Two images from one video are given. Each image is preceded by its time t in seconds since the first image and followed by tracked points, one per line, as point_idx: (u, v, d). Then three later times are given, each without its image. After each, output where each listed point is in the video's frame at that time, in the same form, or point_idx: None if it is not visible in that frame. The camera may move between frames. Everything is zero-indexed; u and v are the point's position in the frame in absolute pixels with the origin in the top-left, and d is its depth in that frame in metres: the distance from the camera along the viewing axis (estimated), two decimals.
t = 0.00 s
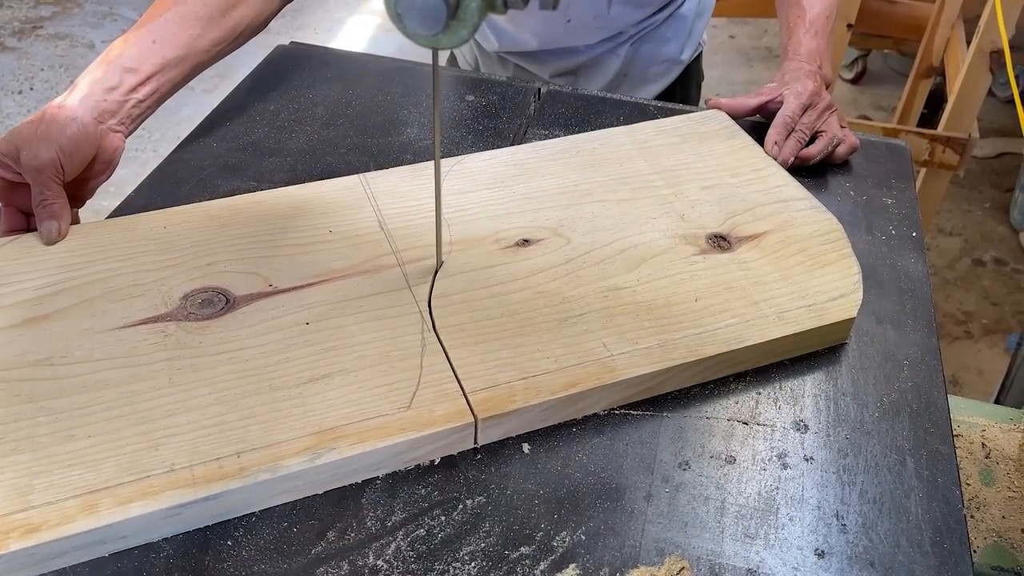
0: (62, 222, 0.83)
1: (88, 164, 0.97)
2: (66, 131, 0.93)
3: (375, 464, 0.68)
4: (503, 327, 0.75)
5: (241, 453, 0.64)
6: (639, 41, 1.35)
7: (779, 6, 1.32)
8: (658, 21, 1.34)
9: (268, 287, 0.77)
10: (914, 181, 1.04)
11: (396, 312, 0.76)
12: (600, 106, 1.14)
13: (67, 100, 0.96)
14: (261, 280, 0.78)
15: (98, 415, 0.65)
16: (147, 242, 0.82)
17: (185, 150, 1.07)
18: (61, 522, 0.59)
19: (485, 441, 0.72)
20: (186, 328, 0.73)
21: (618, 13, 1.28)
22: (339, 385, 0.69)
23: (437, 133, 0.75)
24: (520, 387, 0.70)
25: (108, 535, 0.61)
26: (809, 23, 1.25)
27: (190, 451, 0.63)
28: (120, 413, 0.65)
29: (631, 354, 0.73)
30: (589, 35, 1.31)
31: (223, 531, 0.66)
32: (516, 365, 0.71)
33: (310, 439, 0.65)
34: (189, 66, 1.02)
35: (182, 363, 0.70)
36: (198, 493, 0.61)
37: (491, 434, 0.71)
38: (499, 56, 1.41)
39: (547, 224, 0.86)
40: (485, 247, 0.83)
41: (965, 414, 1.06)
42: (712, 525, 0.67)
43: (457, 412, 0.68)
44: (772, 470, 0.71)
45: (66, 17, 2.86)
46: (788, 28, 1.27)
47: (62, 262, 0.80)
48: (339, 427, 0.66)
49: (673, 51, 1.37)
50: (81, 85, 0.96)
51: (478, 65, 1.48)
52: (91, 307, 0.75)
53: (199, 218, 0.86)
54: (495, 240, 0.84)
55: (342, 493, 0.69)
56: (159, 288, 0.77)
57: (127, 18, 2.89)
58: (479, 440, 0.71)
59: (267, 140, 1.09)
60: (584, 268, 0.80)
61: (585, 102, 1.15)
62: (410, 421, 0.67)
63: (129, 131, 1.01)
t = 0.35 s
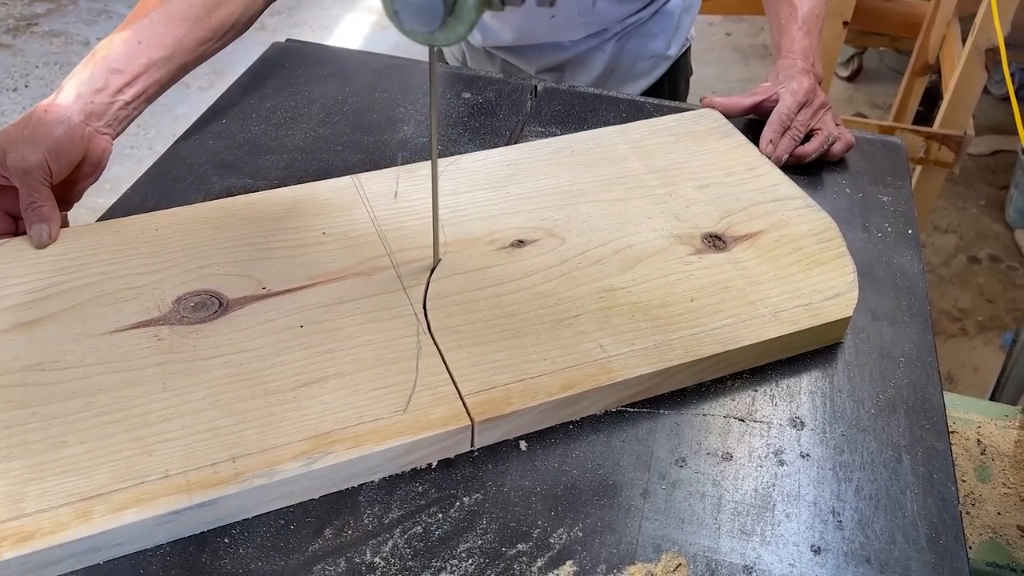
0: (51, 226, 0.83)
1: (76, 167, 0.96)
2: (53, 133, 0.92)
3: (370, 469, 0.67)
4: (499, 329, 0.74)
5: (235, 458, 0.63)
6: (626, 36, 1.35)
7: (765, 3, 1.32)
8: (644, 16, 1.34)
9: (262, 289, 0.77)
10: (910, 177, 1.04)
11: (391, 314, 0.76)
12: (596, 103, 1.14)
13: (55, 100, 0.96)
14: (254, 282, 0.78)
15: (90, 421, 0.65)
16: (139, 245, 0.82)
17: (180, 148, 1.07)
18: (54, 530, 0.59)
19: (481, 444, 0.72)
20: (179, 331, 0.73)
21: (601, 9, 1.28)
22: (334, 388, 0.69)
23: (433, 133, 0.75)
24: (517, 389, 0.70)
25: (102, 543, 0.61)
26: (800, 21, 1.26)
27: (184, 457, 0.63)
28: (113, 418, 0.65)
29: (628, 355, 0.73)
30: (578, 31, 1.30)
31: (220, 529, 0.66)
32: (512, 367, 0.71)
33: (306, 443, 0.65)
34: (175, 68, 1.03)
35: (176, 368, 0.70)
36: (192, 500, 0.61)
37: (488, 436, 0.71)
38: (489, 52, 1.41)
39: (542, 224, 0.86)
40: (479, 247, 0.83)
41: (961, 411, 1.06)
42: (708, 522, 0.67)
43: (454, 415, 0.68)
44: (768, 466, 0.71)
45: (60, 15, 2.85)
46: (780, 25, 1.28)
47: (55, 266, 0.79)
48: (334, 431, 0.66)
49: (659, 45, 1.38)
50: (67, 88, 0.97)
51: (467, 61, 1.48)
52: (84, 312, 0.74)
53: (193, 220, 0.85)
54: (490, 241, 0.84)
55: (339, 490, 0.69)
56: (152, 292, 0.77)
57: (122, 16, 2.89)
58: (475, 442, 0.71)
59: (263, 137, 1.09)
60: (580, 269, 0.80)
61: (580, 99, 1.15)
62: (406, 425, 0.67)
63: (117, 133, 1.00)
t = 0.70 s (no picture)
0: (48, 223, 0.83)
1: (70, 165, 0.96)
2: (47, 130, 0.92)
3: (362, 474, 0.67)
4: (496, 334, 0.74)
5: (224, 462, 0.63)
6: (623, 36, 1.35)
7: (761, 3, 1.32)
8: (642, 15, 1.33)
9: (256, 291, 0.77)
10: (908, 175, 1.04)
11: (387, 318, 0.75)
12: (594, 102, 1.14)
13: (47, 100, 0.95)
14: (250, 283, 0.78)
15: (80, 423, 0.65)
16: (135, 245, 0.82)
17: (176, 146, 1.06)
18: (40, 531, 0.58)
19: (475, 451, 0.71)
20: (172, 332, 0.73)
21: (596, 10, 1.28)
22: (326, 392, 0.68)
23: (431, 135, 0.75)
24: (511, 396, 0.69)
25: (88, 546, 0.60)
26: (796, 20, 1.25)
27: (173, 460, 0.63)
28: (104, 420, 0.65)
29: (624, 363, 0.73)
30: (575, 31, 1.30)
31: (217, 529, 0.65)
32: (506, 373, 0.71)
33: (296, 448, 0.64)
34: (169, 66, 1.02)
35: (168, 369, 0.69)
36: (180, 504, 0.61)
37: (480, 444, 0.70)
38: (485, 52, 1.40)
39: (541, 227, 0.86)
40: (477, 250, 0.83)
41: (959, 410, 1.06)
42: (707, 521, 0.67)
43: (446, 422, 0.67)
44: (767, 465, 0.71)
45: (57, 12, 2.84)
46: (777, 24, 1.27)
47: (46, 265, 0.79)
48: (325, 436, 0.65)
49: (656, 45, 1.37)
50: (60, 84, 0.97)
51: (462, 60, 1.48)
52: (76, 311, 0.74)
53: (188, 220, 0.85)
54: (488, 244, 0.83)
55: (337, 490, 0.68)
56: (146, 291, 0.76)
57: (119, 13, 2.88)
58: (468, 449, 0.70)
59: (260, 135, 1.09)
60: (578, 273, 0.80)
61: (579, 97, 1.15)
62: (398, 430, 0.66)
63: (110, 130, 1.00)
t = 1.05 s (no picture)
0: (39, 224, 0.82)
1: (61, 167, 0.95)
2: (38, 131, 0.91)
3: (351, 477, 0.67)
4: (488, 337, 0.74)
5: (211, 465, 0.63)
6: (619, 35, 1.35)
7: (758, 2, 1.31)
8: (638, 15, 1.33)
9: (248, 293, 0.77)
10: (904, 175, 1.04)
11: (379, 321, 0.75)
12: (590, 101, 1.14)
13: (39, 102, 0.95)
14: (243, 284, 0.78)
15: (68, 424, 0.64)
16: (129, 245, 0.81)
17: (171, 146, 1.06)
18: (26, 534, 0.58)
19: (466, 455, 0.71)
20: (163, 334, 0.72)
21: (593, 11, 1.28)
22: (316, 395, 0.68)
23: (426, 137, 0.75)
24: (502, 400, 0.69)
25: (73, 549, 0.60)
26: (791, 19, 1.25)
27: (161, 463, 0.63)
28: (93, 422, 0.65)
29: (616, 367, 0.72)
30: (571, 31, 1.30)
31: (211, 529, 0.65)
32: (496, 377, 0.71)
33: (284, 451, 0.64)
34: (163, 67, 1.02)
35: (157, 371, 0.69)
36: (166, 507, 0.61)
37: (470, 448, 0.70)
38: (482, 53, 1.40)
39: (536, 230, 0.85)
40: (470, 253, 0.82)
41: (955, 410, 1.06)
42: (702, 521, 0.67)
43: (436, 427, 0.67)
44: (762, 465, 0.71)
45: (53, 11, 2.84)
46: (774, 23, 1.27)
47: (37, 265, 0.79)
48: (314, 440, 0.65)
49: (652, 44, 1.38)
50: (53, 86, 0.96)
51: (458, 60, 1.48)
52: (66, 311, 0.74)
53: (180, 220, 0.85)
54: (482, 246, 0.83)
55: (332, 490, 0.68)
56: (138, 292, 0.76)
57: (116, 12, 2.87)
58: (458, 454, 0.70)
59: (255, 135, 1.08)
60: (572, 277, 0.80)
61: (575, 97, 1.15)
62: (387, 434, 0.66)
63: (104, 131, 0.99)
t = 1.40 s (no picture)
0: (34, 221, 0.82)
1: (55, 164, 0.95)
2: (31, 128, 0.91)
3: (342, 478, 0.67)
4: (480, 337, 0.74)
5: (201, 465, 0.63)
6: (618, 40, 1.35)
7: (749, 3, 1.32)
8: (636, 20, 1.33)
9: (241, 292, 0.77)
10: (898, 172, 1.04)
11: (372, 321, 0.75)
12: (585, 99, 1.14)
13: (32, 99, 0.95)
14: (236, 284, 0.78)
15: (59, 424, 0.64)
16: (122, 245, 0.81)
17: (166, 145, 1.06)
18: (15, 534, 0.58)
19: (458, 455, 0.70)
20: (156, 334, 0.73)
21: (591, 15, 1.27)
22: (307, 395, 0.68)
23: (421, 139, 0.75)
24: (493, 401, 0.69)
25: (62, 550, 0.60)
26: (783, 19, 1.26)
27: (150, 464, 0.63)
28: (83, 422, 0.65)
29: (609, 368, 0.72)
30: (568, 36, 1.30)
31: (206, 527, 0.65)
32: (488, 377, 0.71)
33: (274, 452, 0.64)
34: (156, 67, 1.02)
35: (147, 371, 0.69)
36: (155, 507, 0.61)
37: (460, 449, 0.70)
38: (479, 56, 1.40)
39: (530, 230, 0.86)
40: (463, 253, 0.83)
41: (949, 406, 1.06)
42: (695, 517, 0.67)
43: (427, 427, 0.67)
44: (755, 461, 0.71)
45: (49, 11, 2.83)
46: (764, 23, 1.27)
47: (28, 265, 0.79)
48: (305, 440, 0.65)
49: (649, 49, 1.37)
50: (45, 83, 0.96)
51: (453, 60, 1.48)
52: (58, 312, 0.74)
53: (172, 220, 0.85)
54: (476, 246, 0.83)
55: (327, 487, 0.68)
56: (131, 292, 0.76)
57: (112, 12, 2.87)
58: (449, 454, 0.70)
59: (250, 133, 1.08)
60: (565, 277, 0.80)
61: (570, 95, 1.15)
62: (378, 435, 0.66)
63: (95, 129, 0.99)
